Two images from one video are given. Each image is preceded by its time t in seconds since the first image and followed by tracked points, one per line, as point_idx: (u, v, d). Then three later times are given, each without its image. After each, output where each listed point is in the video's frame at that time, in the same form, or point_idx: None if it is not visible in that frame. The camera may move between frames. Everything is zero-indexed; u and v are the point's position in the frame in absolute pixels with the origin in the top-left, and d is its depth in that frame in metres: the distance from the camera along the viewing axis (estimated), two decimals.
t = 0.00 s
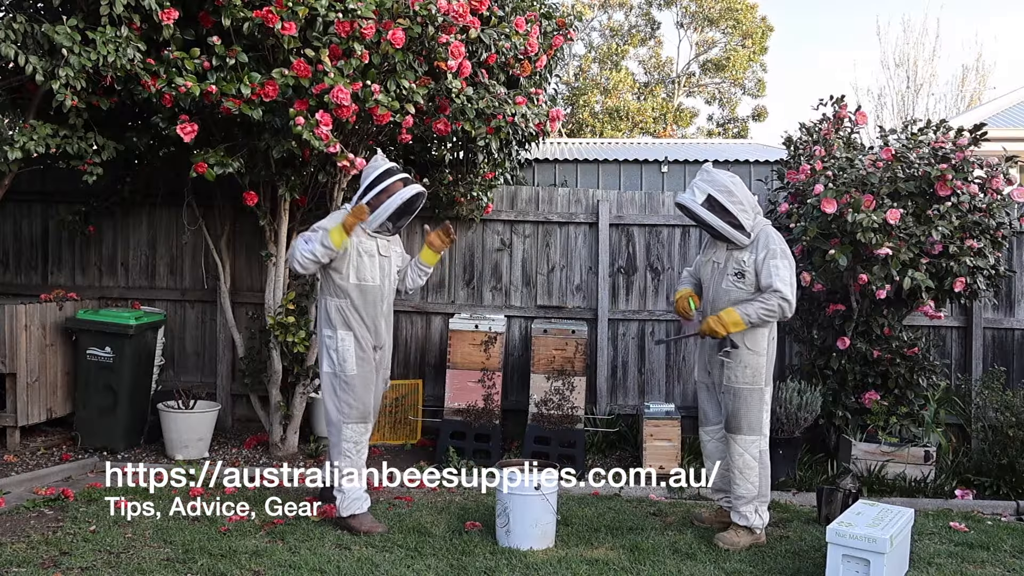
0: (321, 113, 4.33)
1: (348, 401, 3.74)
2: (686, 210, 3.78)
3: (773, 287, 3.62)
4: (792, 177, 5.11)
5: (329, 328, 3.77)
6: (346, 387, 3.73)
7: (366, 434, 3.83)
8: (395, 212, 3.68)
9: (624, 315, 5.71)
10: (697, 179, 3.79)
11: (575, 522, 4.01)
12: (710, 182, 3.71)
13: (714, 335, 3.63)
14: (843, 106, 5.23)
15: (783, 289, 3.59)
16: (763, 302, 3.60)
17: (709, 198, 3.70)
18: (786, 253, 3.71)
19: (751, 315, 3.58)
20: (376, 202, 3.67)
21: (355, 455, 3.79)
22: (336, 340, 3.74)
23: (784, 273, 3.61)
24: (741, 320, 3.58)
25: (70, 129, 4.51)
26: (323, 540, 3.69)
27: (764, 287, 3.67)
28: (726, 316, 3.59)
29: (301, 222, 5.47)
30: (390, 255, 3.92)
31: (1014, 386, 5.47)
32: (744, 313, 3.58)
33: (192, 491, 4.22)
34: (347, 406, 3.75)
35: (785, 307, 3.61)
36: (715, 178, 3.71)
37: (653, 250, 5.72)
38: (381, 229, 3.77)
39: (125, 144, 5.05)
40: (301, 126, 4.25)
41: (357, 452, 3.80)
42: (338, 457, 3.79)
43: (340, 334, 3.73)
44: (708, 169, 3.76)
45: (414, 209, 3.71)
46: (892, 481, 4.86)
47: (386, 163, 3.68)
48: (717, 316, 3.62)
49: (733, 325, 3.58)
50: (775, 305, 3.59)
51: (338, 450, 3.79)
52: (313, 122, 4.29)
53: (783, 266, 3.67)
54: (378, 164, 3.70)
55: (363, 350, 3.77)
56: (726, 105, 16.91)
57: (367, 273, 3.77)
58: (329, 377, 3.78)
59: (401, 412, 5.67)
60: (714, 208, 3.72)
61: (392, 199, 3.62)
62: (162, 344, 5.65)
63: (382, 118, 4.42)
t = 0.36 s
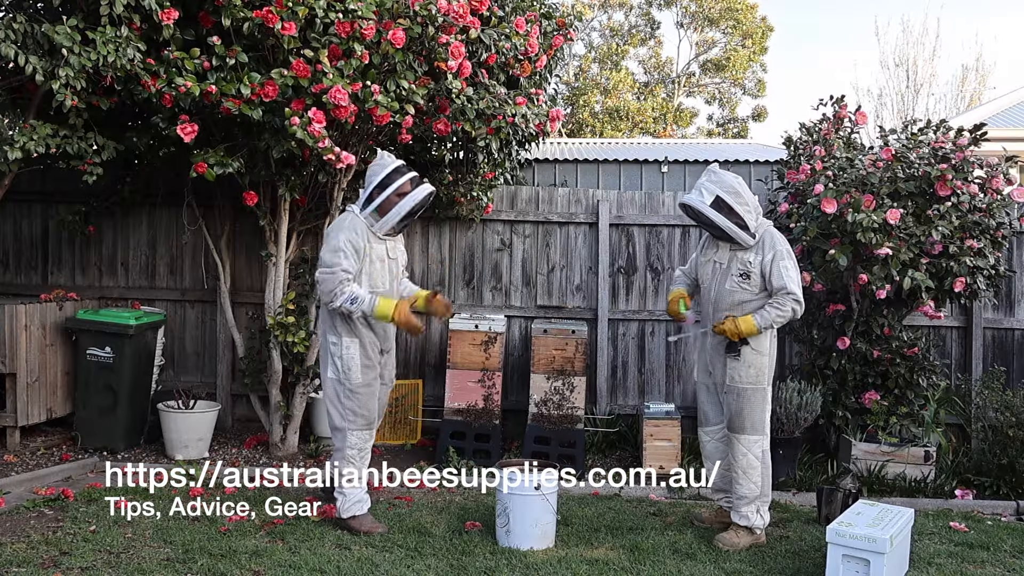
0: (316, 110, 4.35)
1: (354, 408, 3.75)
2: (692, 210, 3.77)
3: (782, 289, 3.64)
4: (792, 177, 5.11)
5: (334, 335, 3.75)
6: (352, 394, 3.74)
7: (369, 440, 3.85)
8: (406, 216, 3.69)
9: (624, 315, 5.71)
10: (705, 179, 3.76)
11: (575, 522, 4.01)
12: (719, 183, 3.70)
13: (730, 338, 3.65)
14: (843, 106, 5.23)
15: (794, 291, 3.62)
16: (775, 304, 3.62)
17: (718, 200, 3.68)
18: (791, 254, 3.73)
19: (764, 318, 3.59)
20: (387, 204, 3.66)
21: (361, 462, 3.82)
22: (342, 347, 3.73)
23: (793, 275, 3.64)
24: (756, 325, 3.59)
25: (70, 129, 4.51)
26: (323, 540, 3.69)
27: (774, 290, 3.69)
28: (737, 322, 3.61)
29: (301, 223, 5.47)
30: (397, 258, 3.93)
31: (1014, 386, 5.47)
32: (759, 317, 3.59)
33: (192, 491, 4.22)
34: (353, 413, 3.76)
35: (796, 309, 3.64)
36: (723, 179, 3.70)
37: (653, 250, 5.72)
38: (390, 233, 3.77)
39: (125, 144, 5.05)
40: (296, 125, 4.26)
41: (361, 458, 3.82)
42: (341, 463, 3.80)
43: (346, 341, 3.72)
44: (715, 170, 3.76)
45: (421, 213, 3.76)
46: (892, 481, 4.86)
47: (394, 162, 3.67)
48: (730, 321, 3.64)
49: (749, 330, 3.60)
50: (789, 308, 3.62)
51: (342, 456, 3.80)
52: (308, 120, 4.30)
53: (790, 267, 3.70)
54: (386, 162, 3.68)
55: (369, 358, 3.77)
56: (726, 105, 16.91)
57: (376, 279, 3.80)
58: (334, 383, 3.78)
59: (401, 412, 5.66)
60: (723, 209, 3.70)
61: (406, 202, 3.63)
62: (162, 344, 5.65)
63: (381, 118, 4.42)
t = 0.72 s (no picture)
0: (315, 112, 4.34)
1: (356, 410, 3.76)
2: (692, 207, 3.77)
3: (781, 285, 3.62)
4: (792, 177, 5.11)
5: (338, 336, 3.75)
6: (355, 396, 3.75)
7: (370, 441, 3.87)
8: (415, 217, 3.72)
9: (624, 315, 5.71)
10: (705, 177, 3.76)
11: (575, 522, 4.01)
12: (719, 181, 3.69)
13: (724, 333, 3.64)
14: (843, 106, 5.23)
15: (793, 286, 3.60)
16: (773, 299, 3.59)
17: (718, 197, 3.68)
18: (792, 252, 3.72)
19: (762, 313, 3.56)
20: (398, 207, 3.67)
21: (361, 462, 3.83)
22: (346, 349, 3.73)
23: (791, 270, 3.62)
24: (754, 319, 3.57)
25: (70, 129, 4.51)
26: (323, 540, 3.69)
27: (773, 288, 3.67)
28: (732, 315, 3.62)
29: (301, 223, 5.47)
30: (402, 261, 3.94)
31: (1014, 386, 5.47)
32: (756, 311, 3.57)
33: (192, 491, 4.23)
34: (355, 414, 3.77)
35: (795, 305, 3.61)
36: (723, 177, 3.68)
37: (653, 250, 5.72)
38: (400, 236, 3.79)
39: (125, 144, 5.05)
40: (295, 127, 4.27)
41: (362, 459, 3.84)
42: (342, 464, 3.81)
43: (351, 343, 3.72)
44: (716, 168, 3.74)
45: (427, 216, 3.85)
46: (892, 481, 4.86)
47: (405, 165, 3.67)
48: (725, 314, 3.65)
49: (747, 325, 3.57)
50: (788, 300, 3.58)
51: (343, 457, 3.81)
52: (306, 122, 4.31)
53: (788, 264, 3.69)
54: (397, 165, 3.67)
55: (372, 360, 3.78)
56: (726, 105, 16.91)
57: (382, 283, 3.83)
58: (336, 384, 3.78)
59: (401, 412, 5.66)
60: (724, 206, 3.68)
61: (417, 206, 3.64)
62: (162, 344, 5.65)
63: (381, 117, 4.42)
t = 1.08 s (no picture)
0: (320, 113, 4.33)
1: (358, 406, 3.76)
2: (691, 206, 3.77)
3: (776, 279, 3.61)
4: (792, 177, 5.11)
5: (341, 334, 3.76)
6: (357, 393, 3.75)
7: (373, 440, 3.86)
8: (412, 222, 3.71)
9: (624, 315, 5.71)
10: (706, 176, 3.77)
11: (575, 522, 4.01)
12: (719, 179, 3.70)
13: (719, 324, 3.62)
14: (843, 106, 5.23)
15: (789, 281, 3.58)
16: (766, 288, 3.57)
17: (718, 195, 3.69)
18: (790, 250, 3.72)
19: (754, 303, 3.55)
20: (396, 209, 3.67)
21: (364, 460, 3.82)
22: (347, 346, 3.73)
23: (788, 266, 3.61)
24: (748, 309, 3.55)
25: (70, 129, 4.51)
26: (323, 540, 3.69)
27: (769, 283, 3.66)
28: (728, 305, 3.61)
29: (301, 223, 5.47)
30: (403, 260, 3.93)
31: (1014, 386, 5.46)
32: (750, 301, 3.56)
33: (192, 491, 4.23)
34: (357, 412, 3.77)
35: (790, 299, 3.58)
36: (723, 176, 3.69)
37: (653, 250, 5.72)
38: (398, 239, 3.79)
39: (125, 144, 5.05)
40: (301, 128, 4.27)
41: (365, 457, 3.83)
42: (345, 463, 3.81)
43: (352, 340, 3.71)
44: (716, 167, 3.75)
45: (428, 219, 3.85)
46: (893, 481, 4.86)
47: (406, 168, 3.69)
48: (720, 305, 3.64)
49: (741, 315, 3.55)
50: (778, 284, 3.55)
51: (346, 455, 3.81)
52: (312, 124, 4.31)
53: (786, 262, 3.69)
54: (398, 169, 3.69)
55: (374, 357, 3.77)
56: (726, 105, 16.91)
57: (381, 282, 3.81)
58: (340, 381, 3.80)
59: (401, 412, 5.65)
60: (723, 205, 3.69)
61: (414, 208, 3.63)
62: (162, 344, 5.65)
63: (381, 118, 4.42)
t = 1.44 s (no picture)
0: (321, 112, 4.32)
1: (352, 403, 3.75)
2: (691, 205, 3.78)
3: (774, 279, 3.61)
4: (792, 177, 5.11)
5: (336, 331, 3.77)
6: (351, 391, 3.75)
7: (369, 438, 3.85)
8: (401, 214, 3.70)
9: (624, 315, 5.71)
10: (706, 176, 3.77)
11: (575, 522, 4.01)
12: (718, 178, 3.70)
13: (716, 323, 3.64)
14: (843, 106, 5.23)
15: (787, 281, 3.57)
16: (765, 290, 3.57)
17: (717, 195, 3.68)
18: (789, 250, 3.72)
19: (753, 304, 3.55)
20: (384, 201, 3.66)
21: (359, 458, 3.81)
22: (341, 343, 3.73)
23: (787, 267, 3.61)
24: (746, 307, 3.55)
25: (70, 129, 4.51)
26: (323, 540, 3.69)
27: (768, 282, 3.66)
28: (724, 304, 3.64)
29: (301, 223, 5.47)
30: (399, 256, 3.91)
31: (1014, 386, 5.46)
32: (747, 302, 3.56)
33: (192, 491, 4.23)
34: (352, 409, 3.76)
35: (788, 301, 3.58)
36: (723, 176, 3.70)
37: (653, 250, 5.72)
38: (389, 232, 3.77)
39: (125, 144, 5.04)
40: (301, 128, 4.27)
41: (360, 455, 3.82)
42: (341, 460, 3.81)
43: (346, 338, 3.72)
44: (716, 167, 3.76)
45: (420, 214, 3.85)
46: (893, 481, 4.86)
47: (393, 162, 3.69)
48: (717, 304, 3.67)
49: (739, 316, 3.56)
50: (776, 286, 3.54)
51: (341, 453, 3.81)
52: (312, 122, 4.30)
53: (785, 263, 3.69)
54: (385, 163, 3.71)
55: (369, 354, 3.75)
56: (726, 105, 16.90)
57: (373, 277, 3.79)
58: (335, 378, 3.79)
59: (401, 412, 5.66)
60: (723, 204, 3.69)
61: (400, 198, 3.61)
62: (162, 344, 5.65)
63: (382, 118, 4.42)
